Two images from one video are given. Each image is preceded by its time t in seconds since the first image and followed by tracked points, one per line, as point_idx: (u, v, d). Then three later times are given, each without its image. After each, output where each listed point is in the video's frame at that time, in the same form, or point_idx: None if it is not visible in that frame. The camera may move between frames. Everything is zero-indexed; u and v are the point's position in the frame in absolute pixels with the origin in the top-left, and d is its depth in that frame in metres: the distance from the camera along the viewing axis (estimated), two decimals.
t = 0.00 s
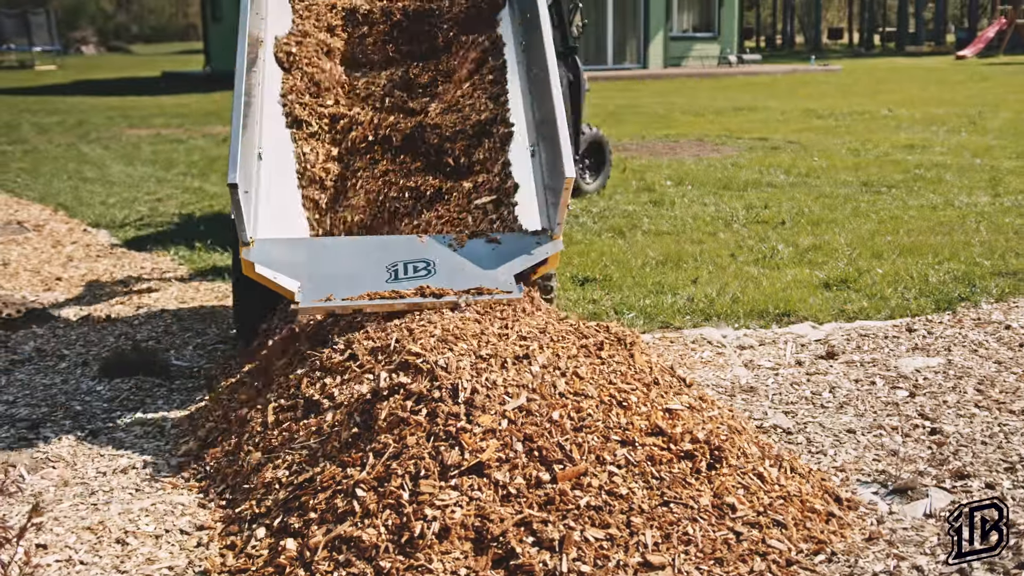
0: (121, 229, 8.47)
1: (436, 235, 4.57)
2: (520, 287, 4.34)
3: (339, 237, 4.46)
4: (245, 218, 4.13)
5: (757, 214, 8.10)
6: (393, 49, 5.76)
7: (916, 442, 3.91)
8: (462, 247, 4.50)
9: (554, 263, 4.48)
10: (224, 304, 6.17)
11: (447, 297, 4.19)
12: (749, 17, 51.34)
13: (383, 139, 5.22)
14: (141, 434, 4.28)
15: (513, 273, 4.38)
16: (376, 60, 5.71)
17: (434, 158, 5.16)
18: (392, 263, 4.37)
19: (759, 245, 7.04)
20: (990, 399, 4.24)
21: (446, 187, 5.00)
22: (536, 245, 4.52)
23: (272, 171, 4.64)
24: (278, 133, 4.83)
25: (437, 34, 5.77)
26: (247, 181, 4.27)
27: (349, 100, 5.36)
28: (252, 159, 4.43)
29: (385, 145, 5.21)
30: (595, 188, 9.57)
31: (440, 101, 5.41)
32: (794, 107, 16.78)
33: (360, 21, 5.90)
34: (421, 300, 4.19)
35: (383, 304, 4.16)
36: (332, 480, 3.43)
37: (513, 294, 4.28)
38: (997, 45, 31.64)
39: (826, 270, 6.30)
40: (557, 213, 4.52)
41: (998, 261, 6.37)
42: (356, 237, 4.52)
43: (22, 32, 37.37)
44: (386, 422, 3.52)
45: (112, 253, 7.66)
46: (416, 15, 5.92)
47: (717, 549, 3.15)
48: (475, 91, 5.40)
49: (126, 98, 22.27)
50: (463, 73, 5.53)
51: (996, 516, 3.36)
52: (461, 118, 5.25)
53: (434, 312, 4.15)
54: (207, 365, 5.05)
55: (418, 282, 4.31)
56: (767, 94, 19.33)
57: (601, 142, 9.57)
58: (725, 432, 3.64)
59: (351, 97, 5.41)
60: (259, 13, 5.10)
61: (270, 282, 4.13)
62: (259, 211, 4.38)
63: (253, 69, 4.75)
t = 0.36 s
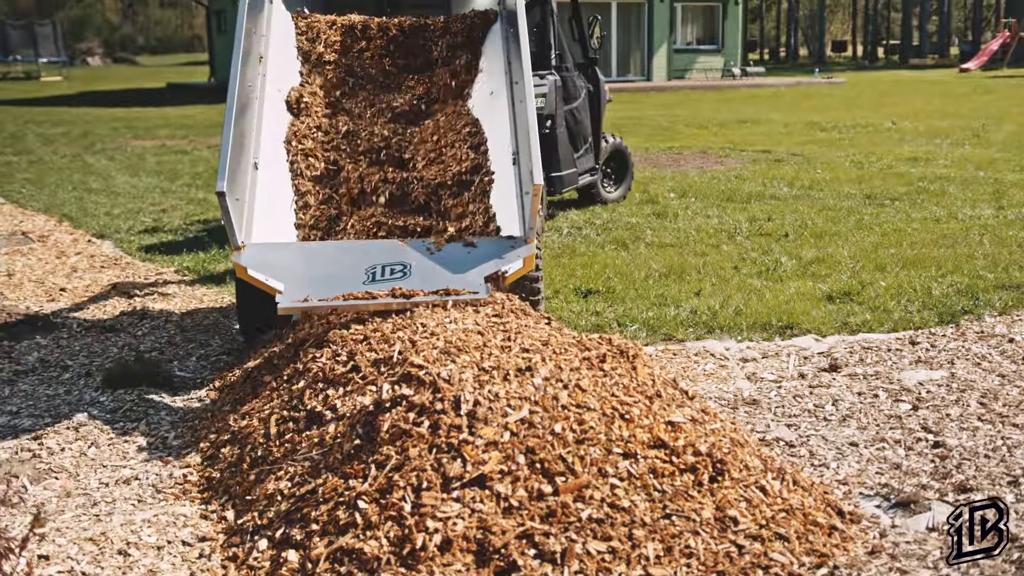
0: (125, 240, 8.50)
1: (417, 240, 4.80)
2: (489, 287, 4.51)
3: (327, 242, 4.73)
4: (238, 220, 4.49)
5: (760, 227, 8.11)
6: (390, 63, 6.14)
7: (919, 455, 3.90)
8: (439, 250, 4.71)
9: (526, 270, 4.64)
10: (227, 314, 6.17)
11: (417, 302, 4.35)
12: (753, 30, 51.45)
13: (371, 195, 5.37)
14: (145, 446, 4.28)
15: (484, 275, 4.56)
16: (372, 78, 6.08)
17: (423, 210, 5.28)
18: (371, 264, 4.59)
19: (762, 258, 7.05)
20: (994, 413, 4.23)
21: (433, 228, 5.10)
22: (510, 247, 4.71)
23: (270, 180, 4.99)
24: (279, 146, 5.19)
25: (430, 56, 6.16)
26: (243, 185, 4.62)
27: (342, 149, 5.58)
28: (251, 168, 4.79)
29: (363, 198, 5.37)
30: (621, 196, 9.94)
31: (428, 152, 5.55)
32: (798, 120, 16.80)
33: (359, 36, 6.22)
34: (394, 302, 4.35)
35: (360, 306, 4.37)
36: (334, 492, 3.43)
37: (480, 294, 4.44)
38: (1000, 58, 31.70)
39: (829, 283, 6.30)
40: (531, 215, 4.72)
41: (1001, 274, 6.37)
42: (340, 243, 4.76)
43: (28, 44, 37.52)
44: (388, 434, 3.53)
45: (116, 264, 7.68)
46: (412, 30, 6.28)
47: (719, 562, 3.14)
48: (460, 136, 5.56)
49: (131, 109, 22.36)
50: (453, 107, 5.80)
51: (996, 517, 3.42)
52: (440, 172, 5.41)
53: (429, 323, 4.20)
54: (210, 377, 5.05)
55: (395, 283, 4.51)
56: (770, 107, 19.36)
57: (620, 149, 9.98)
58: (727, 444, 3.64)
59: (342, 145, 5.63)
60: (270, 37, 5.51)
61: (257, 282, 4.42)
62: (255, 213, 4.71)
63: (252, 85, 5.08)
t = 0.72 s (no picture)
0: (128, 252, 8.52)
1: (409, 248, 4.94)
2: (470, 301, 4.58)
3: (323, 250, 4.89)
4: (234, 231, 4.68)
5: (763, 240, 8.11)
6: (389, 79, 6.19)
7: (921, 469, 3.90)
8: (428, 258, 4.84)
9: (510, 279, 4.76)
10: (229, 327, 6.17)
11: (402, 312, 4.45)
12: (756, 44, 51.62)
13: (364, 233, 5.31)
14: (148, 458, 4.28)
15: (469, 285, 4.65)
16: (374, 92, 6.11)
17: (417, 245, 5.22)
18: (363, 273, 4.74)
19: (764, 271, 7.05)
20: (996, 427, 4.22)
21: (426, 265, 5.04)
22: (496, 258, 4.81)
23: (272, 192, 5.22)
24: (283, 159, 5.41)
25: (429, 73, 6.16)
26: (242, 197, 4.84)
27: (334, 191, 5.54)
28: (251, 181, 5.01)
29: (355, 242, 5.26)
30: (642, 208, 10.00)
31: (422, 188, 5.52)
32: (801, 133, 16.84)
33: (361, 52, 6.25)
34: (380, 317, 4.46)
35: (346, 314, 4.50)
36: (335, 505, 3.43)
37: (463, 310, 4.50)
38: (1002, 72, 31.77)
39: (831, 296, 6.31)
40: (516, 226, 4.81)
41: (1003, 288, 6.37)
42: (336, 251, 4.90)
43: (33, 56, 37.65)
44: (389, 446, 3.54)
45: (119, 276, 7.70)
46: (412, 45, 6.30)
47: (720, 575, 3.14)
48: (449, 179, 5.52)
49: (135, 122, 22.43)
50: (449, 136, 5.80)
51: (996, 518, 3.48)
52: (432, 214, 5.33)
53: (431, 337, 4.22)
54: (212, 389, 5.06)
55: (383, 294, 4.62)
56: (773, 120, 19.41)
57: (638, 161, 10.01)
58: (729, 458, 3.63)
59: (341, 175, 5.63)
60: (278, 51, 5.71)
61: (252, 284, 4.67)
62: (253, 225, 4.91)
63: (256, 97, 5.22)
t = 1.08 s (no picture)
0: (129, 263, 8.53)
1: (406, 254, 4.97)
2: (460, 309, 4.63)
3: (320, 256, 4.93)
4: (235, 238, 4.76)
5: (764, 251, 8.12)
6: (391, 91, 6.21)
7: (922, 482, 3.89)
8: (423, 265, 4.87)
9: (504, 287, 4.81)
10: (229, 338, 6.17)
11: (394, 320, 4.53)
12: (756, 55, 51.75)
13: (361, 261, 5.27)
14: (148, 469, 4.27)
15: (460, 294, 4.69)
16: (377, 105, 6.13)
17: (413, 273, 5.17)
18: (359, 279, 4.77)
19: (764, 282, 7.06)
20: (997, 439, 4.22)
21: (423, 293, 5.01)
22: (489, 266, 4.83)
23: (274, 204, 5.30)
24: (288, 172, 5.49)
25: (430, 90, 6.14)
26: (242, 204, 4.91)
27: (335, 217, 5.53)
28: (253, 190, 5.10)
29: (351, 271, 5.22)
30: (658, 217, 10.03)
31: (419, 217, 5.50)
32: (801, 144, 16.87)
33: (363, 65, 6.24)
34: (372, 324, 4.52)
35: (339, 321, 4.54)
36: (335, 517, 3.43)
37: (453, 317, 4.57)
38: (1002, 84, 31.85)
39: (831, 308, 6.31)
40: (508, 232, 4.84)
41: (1004, 300, 6.37)
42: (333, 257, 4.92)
43: (35, 67, 37.74)
44: (390, 458, 3.54)
45: (120, 286, 7.71)
46: (413, 58, 6.30)
47: None
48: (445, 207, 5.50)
49: (137, 133, 22.50)
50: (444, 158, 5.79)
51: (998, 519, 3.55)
52: (429, 240, 5.25)
53: (434, 348, 4.24)
54: (212, 400, 5.06)
55: (378, 301, 4.67)
56: (774, 132, 19.45)
57: (647, 171, 10.04)
58: (729, 470, 3.63)
59: (342, 196, 5.66)
60: (287, 69, 5.82)
61: (252, 289, 4.72)
62: (252, 232, 4.99)
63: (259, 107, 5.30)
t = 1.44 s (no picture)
0: (130, 274, 8.54)
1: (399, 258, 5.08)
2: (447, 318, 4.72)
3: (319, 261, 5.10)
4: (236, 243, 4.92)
5: (764, 263, 8.12)
6: (392, 115, 6.14)
7: (923, 494, 3.89)
8: (416, 270, 4.98)
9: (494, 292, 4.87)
10: (229, 350, 6.17)
11: (383, 329, 4.65)
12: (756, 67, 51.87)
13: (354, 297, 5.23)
14: (147, 481, 4.27)
15: (448, 302, 4.77)
16: (379, 129, 6.07)
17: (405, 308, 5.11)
18: (352, 286, 4.94)
19: (765, 294, 7.06)
20: (997, 451, 4.22)
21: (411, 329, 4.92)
22: (478, 271, 4.92)
23: (276, 212, 5.46)
24: (293, 180, 5.64)
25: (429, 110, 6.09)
26: (243, 212, 5.07)
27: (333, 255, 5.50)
28: (256, 197, 5.26)
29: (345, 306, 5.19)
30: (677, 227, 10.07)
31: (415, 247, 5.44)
32: (801, 156, 16.90)
33: (366, 89, 6.23)
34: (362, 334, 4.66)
35: (330, 330, 4.70)
36: (335, 529, 3.43)
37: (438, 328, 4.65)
38: (1002, 96, 31.91)
39: (832, 320, 6.31)
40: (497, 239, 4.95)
41: (1005, 312, 6.38)
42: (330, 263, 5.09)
43: (36, 78, 37.82)
44: (390, 470, 3.55)
45: (121, 297, 7.71)
46: (415, 83, 6.25)
47: None
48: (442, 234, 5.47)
49: (137, 144, 22.53)
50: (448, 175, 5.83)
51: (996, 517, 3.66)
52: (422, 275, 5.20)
53: (433, 360, 4.24)
54: (212, 411, 5.06)
55: (369, 308, 4.81)
56: (774, 143, 19.48)
57: (663, 180, 10.07)
58: (729, 482, 3.62)
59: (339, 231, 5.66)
60: (296, 79, 5.96)
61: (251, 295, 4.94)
62: (252, 239, 5.16)
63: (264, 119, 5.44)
